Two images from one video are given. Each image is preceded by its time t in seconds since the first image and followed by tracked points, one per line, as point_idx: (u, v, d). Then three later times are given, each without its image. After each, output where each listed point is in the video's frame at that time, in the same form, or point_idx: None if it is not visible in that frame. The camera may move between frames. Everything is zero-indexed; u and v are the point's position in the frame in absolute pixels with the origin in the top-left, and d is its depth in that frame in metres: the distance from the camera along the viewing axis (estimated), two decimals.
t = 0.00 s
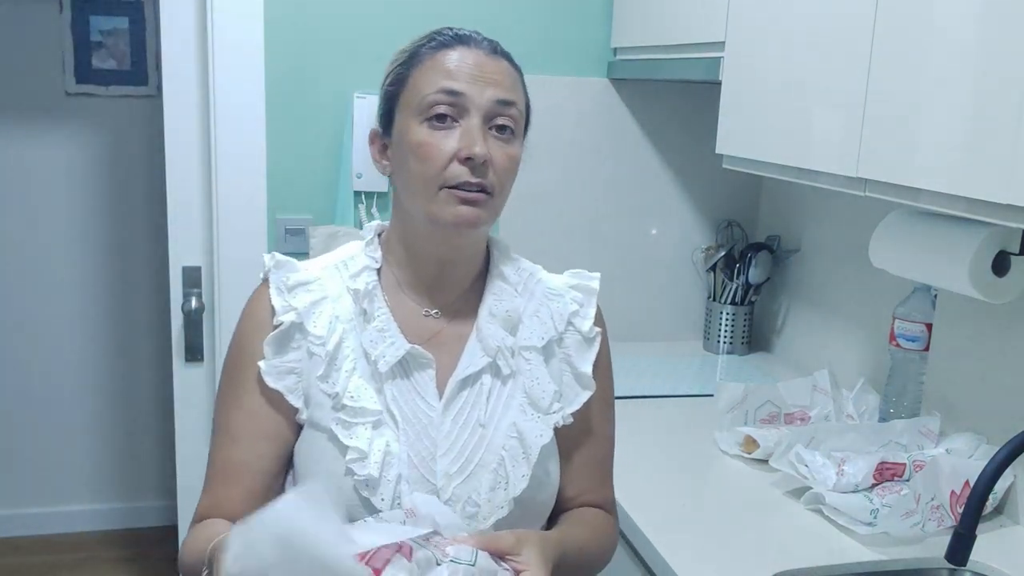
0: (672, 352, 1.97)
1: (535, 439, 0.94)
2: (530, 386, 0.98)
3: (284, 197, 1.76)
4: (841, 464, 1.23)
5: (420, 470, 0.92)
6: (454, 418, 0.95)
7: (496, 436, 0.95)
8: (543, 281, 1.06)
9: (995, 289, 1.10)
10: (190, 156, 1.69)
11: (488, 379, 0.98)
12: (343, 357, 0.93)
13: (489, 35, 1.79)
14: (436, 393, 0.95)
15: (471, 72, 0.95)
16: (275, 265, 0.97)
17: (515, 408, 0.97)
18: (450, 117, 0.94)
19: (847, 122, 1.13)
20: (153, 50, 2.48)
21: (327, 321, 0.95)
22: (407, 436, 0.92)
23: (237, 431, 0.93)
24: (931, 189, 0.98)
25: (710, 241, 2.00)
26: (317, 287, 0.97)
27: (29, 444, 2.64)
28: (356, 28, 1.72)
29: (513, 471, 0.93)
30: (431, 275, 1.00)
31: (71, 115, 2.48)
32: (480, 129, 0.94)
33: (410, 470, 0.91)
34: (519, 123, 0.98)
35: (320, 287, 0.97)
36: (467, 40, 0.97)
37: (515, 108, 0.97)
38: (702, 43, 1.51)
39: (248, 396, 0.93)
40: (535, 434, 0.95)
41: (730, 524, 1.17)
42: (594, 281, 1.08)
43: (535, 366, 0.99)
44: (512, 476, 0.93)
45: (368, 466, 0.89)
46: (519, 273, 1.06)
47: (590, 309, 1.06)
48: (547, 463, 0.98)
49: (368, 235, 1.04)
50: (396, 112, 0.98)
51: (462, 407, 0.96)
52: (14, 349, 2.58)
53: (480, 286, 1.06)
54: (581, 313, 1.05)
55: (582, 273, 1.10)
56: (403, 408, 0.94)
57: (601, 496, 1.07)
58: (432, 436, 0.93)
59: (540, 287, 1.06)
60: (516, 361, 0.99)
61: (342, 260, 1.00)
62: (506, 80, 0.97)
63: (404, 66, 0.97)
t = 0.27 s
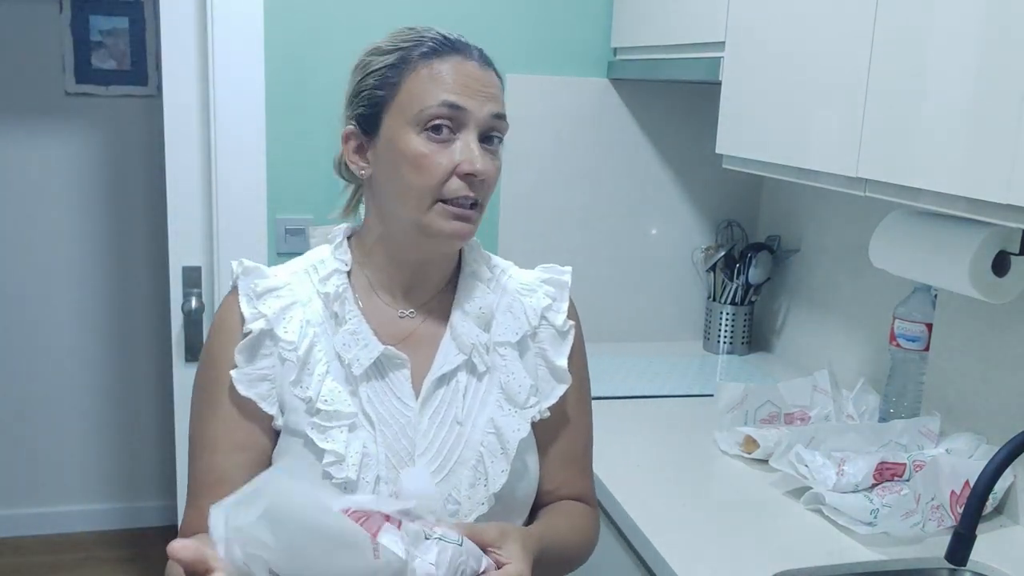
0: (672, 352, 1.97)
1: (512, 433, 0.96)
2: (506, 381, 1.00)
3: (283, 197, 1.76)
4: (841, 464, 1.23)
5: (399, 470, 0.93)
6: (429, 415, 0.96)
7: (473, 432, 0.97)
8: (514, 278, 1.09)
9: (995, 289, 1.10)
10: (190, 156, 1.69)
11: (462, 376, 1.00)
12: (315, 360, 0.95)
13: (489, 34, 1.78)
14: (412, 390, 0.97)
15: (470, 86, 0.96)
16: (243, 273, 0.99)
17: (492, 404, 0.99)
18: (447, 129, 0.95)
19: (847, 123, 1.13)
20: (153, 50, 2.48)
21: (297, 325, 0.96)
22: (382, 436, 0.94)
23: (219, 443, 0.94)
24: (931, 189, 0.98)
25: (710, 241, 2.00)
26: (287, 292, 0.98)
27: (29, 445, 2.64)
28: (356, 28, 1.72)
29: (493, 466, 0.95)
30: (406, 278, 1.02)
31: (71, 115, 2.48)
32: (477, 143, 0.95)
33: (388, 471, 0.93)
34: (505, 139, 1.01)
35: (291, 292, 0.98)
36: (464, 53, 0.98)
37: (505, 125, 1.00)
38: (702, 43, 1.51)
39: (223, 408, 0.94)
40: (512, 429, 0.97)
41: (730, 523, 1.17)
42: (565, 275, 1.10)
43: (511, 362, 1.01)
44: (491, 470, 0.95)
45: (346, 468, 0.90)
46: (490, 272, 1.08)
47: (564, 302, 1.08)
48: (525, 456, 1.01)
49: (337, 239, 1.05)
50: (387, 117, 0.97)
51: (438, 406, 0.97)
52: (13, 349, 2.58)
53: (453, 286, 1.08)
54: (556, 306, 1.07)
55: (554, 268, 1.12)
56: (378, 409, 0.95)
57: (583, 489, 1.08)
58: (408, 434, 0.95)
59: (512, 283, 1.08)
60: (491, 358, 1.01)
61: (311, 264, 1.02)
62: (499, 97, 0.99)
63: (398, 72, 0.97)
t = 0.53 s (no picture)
0: (672, 352, 1.97)
1: (499, 431, 0.97)
2: (493, 378, 1.00)
3: (283, 197, 1.76)
4: (841, 464, 1.23)
5: (388, 473, 0.94)
6: (417, 415, 0.97)
7: (461, 431, 0.97)
8: (497, 273, 1.09)
9: (995, 289, 1.10)
10: (190, 156, 1.69)
11: (449, 375, 1.00)
12: (303, 364, 0.95)
13: (489, 34, 1.78)
14: (399, 391, 0.97)
15: (453, 91, 0.97)
16: (226, 279, 0.98)
17: (479, 402, 0.99)
18: (430, 133, 0.96)
19: (847, 123, 1.13)
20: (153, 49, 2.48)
21: (284, 330, 0.96)
22: (370, 438, 0.95)
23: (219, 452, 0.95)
24: (931, 189, 0.98)
25: (710, 241, 2.00)
26: (273, 297, 0.98)
27: (29, 445, 2.64)
28: (357, 28, 1.72)
29: (481, 465, 0.96)
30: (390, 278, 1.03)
31: (71, 115, 2.48)
32: (461, 148, 0.97)
33: (377, 473, 0.94)
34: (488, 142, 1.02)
35: (276, 296, 0.98)
36: (447, 56, 0.99)
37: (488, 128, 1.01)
38: (702, 43, 1.51)
39: (217, 418, 0.95)
40: (499, 427, 0.97)
41: (729, 524, 1.17)
42: (550, 269, 1.11)
43: (497, 358, 1.02)
44: (480, 470, 0.96)
45: (335, 474, 0.92)
46: (473, 269, 1.08)
47: (549, 297, 1.09)
48: (512, 452, 1.01)
49: (319, 239, 1.05)
50: (370, 120, 0.98)
51: (425, 405, 0.98)
52: (14, 349, 2.58)
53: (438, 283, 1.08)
54: (540, 301, 1.08)
55: (538, 261, 1.13)
56: (366, 411, 0.96)
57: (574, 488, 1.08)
58: (396, 435, 0.95)
59: (496, 279, 1.08)
60: (477, 355, 1.02)
61: (296, 267, 1.02)
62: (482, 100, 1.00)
63: (381, 74, 0.98)
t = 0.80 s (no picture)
0: (672, 352, 1.97)
1: (506, 428, 0.97)
2: (498, 376, 1.00)
3: (283, 197, 1.76)
4: (841, 464, 1.23)
5: (397, 473, 0.94)
6: (423, 415, 0.97)
7: (468, 430, 0.97)
8: (497, 271, 1.09)
9: (995, 289, 1.10)
10: (190, 156, 1.69)
11: (453, 374, 1.00)
12: (307, 367, 0.95)
13: (489, 34, 1.78)
14: (404, 392, 0.97)
15: (420, 93, 0.94)
16: (228, 285, 0.98)
17: (484, 400, 0.99)
18: (399, 138, 0.94)
19: (847, 123, 1.13)
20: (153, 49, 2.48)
21: (287, 333, 0.96)
22: (376, 440, 0.94)
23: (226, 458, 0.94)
24: (931, 189, 0.98)
25: (710, 241, 2.00)
26: (274, 301, 0.98)
27: (28, 445, 2.64)
28: (357, 28, 1.73)
29: (489, 463, 0.96)
30: (387, 281, 1.02)
31: (71, 115, 2.48)
32: (430, 152, 0.94)
33: (386, 474, 0.93)
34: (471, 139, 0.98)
35: (278, 300, 0.98)
36: (416, 55, 0.95)
37: (466, 126, 0.97)
38: (702, 43, 1.51)
39: (222, 423, 0.95)
40: (506, 424, 0.97)
41: (730, 524, 1.17)
42: (551, 264, 1.11)
43: (501, 356, 1.02)
44: (489, 468, 0.95)
45: (343, 475, 0.91)
46: (473, 266, 1.08)
47: (551, 293, 1.09)
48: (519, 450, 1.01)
49: (320, 243, 1.04)
50: (345, 126, 0.97)
51: (431, 404, 0.97)
52: (13, 349, 2.58)
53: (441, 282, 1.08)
54: (542, 297, 1.08)
55: (539, 257, 1.13)
56: (371, 413, 0.95)
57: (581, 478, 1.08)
58: (402, 435, 0.95)
59: (496, 277, 1.08)
60: (481, 354, 1.02)
61: (297, 270, 1.02)
62: (456, 98, 0.96)
63: (353, 78, 0.96)
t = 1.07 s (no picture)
0: (672, 352, 1.97)
1: (516, 428, 0.95)
2: (507, 376, 0.98)
3: (284, 197, 1.76)
4: (841, 464, 1.23)
5: (407, 474, 0.92)
6: (433, 415, 0.94)
7: (478, 430, 0.95)
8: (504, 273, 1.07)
9: (995, 289, 1.10)
10: (190, 156, 1.69)
11: (462, 374, 0.97)
12: (318, 367, 0.93)
13: (489, 34, 1.78)
14: (414, 392, 0.95)
15: (405, 94, 0.90)
16: (238, 284, 0.96)
17: (493, 400, 0.97)
18: (385, 142, 0.90)
19: (846, 123, 1.13)
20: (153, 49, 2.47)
21: (298, 333, 0.94)
22: (387, 440, 0.92)
23: (236, 460, 0.92)
24: (931, 189, 0.98)
25: (710, 241, 2.00)
26: (285, 301, 0.96)
27: (29, 445, 2.64)
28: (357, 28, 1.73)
29: (498, 462, 0.95)
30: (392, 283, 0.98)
31: (72, 115, 2.48)
32: (418, 155, 0.90)
33: (396, 474, 0.92)
34: (466, 138, 0.93)
35: (288, 301, 0.96)
36: (402, 54, 0.91)
37: (458, 126, 0.92)
38: (702, 43, 1.51)
39: (232, 424, 0.92)
40: (516, 423, 0.95)
41: (730, 523, 1.17)
42: (559, 267, 1.09)
43: (510, 356, 1.00)
44: (498, 467, 0.95)
45: (354, 475, 0.89)
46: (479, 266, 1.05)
47: (558, 293, 1.06)
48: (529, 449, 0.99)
49: (330, 243, 1.01)
50: (337, 131, 0.95)
51: (440, 405, 0.95)
52: (13, 349, 2.58)
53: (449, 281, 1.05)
54: (550, 298, 1.06)
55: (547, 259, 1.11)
56: (381, 413, 0.93)
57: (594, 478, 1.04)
58: (412, 435, 0.93)
59: (505, 279, 1.06)
60: (490, 354, 0.99)
61: (306, 271, 0.99)
62: (446, 97, 0.91)
63: (343, 81, 0.93)
